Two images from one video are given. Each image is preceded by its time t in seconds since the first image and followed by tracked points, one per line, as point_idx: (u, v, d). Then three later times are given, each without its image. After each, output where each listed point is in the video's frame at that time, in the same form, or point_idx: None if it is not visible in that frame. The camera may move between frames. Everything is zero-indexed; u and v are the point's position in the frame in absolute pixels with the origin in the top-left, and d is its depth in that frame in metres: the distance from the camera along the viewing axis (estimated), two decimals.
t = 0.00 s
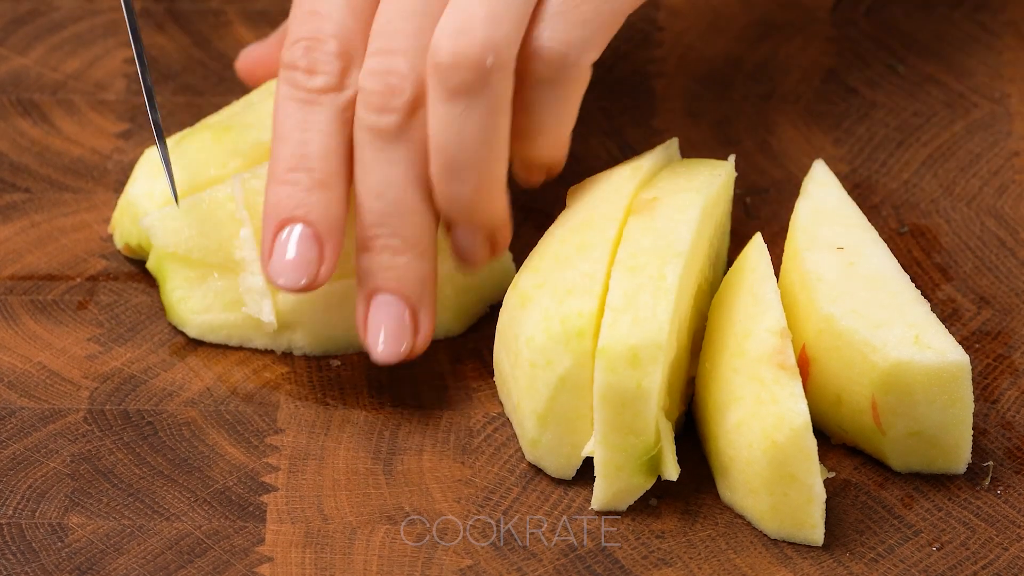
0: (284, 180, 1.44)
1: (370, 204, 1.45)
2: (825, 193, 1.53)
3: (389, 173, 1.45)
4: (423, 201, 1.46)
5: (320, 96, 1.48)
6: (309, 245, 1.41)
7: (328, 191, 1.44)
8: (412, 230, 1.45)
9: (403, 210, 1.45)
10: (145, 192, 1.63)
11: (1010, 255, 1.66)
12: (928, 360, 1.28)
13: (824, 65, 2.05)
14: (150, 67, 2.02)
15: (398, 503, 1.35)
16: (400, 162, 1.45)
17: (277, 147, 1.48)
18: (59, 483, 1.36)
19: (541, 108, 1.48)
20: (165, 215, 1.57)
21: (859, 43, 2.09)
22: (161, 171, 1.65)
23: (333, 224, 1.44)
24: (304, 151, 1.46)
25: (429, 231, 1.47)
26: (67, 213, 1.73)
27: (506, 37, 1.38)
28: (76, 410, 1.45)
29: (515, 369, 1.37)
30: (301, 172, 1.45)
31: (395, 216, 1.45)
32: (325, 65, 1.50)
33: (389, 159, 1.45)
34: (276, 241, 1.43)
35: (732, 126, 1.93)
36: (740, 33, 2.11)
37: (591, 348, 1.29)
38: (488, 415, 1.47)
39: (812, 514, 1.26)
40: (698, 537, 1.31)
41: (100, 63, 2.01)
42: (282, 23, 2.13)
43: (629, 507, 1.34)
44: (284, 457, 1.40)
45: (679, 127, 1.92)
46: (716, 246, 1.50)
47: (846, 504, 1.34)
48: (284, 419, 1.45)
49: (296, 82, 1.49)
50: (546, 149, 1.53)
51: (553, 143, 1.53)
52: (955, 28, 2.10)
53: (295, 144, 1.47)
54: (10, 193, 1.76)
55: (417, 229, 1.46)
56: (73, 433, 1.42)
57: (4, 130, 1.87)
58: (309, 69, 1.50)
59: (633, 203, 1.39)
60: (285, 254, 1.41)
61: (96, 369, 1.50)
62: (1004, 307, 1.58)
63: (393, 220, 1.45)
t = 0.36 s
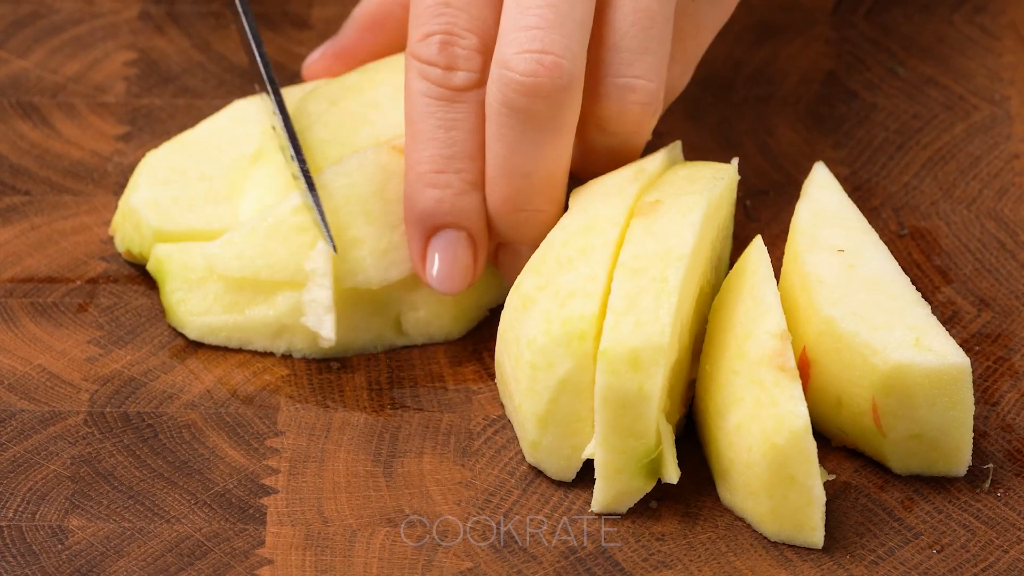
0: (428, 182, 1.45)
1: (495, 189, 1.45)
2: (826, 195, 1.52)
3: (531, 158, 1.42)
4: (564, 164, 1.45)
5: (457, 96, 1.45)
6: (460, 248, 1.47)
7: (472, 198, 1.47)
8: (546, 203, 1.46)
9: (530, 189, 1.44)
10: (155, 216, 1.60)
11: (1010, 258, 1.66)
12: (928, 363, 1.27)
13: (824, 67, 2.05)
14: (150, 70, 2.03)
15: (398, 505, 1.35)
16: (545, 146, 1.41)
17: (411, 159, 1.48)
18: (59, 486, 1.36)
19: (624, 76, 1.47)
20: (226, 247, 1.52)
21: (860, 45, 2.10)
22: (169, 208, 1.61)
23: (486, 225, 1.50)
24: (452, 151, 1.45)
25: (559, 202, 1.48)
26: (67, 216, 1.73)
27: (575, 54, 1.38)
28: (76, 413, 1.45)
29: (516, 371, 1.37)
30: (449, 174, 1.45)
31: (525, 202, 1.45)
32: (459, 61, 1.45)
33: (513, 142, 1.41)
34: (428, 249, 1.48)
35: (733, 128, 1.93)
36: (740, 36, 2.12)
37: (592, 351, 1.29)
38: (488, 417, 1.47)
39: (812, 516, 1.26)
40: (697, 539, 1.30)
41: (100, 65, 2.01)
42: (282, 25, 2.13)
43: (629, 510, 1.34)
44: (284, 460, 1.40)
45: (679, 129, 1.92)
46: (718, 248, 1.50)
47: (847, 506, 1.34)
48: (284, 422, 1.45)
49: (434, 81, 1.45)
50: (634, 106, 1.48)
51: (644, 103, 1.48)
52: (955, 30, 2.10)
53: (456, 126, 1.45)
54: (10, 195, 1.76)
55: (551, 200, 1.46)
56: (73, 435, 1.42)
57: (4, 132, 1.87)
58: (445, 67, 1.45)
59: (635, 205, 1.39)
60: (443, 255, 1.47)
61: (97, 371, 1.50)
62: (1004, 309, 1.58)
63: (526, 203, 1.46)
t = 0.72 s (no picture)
0: (419, 184, 1.45)
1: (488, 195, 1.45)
2: (830, 199, 1.52)
3: (524, 164, 1.40)
4: (560, 171, 1.44)
5: (455, 100, 1.45)
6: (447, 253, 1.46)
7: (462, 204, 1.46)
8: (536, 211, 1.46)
9: (521, 195, 1.43)
10: (144, 221, 1.59)
11: (1011, 260, 1.66)
12: (929, 366, 1.27)
13: (824, 70, 2.05)
14: (150, 73, 2.03)
15: (398, 508, 1.35)
16: (538, 153, 1.40)
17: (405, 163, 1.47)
18: (59, 489, 1.36)
19: (619, 84, 1.45)
20: (215, 281, 1.51)
21: (860, 48, 2.10)
22: (159, 213, 1.60)
23: (474, 231, 1.50)
24: (446, 154, 1.45)
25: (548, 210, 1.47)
26: (68, 218, 1.73)
27: (578, 67, 1.37)
28: (76, 415, 1.45)
29: (519, 373, 1.38)
30: (441, 176, 1.45)
31: (513, 208, 1.45)
32: (460, 68, 1.44)
33: (507, 148, 1.39)
34: (416, 253, 1.48)
35: (733, 131, 1.94)
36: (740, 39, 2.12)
37: (593, 354, 1.29)
38: (488, 419, 1.47)
39: (812, 521, 1.26)
40: (698, 542, 1.30)
41: (100, 68, 2.02)
42: (282, 27, 2.13)
43: (629, 513, 1.34)
44: (284, 463, 1.40)
45: (679, 131, 1.92)
46: (722, 252, 1.50)
47: (847, 509, 1.34)
48: (284, 424, 1.45)
49: (434, 85, 1.44)
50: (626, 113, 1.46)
51: (635, 110, 1.47)
52: (955, 33, 2.10)
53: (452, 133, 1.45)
54: (10, 198, 1.76)
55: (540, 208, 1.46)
56: (73, 438, 1.42)
57: (4, 135, 1.87)
58: (446, 73, 1.44)
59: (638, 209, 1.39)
60: (428, 258, 1.46)
61: (97, 374, 1.50)
62: (1004, 312, 1.58)
63: (517, 209, 1.45)
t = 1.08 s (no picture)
0: (485, 107, 1.43)
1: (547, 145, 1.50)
2: (830, 200, 1.52)
3: (587, 119, 1.50)
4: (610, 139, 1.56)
5: (533, 29, 1.47)
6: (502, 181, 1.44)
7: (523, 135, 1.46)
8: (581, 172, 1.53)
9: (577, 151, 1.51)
10: (126, 224, 1.60)
11: (1010, 262, 1.66)
12: (929, 369, 1.27)
13: (823, 73, 2.06)
14: (150, 75, 2.03)
15: (398, 510, 1.35)
16: (604, 111, 1.51)
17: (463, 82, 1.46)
18: (59, 491, 1.36)
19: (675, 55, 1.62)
20: (199, 286, 1.51)
21: (859, 50, 2.10)
22: (141, 217, 1.61)
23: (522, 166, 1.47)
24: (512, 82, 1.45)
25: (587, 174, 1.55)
26: (67, 221, 1.73)
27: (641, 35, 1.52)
28: (76, 417, 1.45)
29: (518, 375, 1.38)
30: (507, 104, 1.44)
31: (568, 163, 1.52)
32: None
33: (573, 102, 1.49)
34: (471, 173, 1.44)
35: (732, 133, 1.94)
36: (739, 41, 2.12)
37: (593, 356, 1.29)
38: (488, 422, 1.47)
39: (812, 523, 1.26)
40: (698, 544, 1.30)
41: (100, 70, 2.02)
42: (282, 29, 2.13)
43: (628, 515, 1.34)
44: (284, 465, 1.40)
45: (679, 133, 1.93)
46: (722, 254, 1.50)
47: (846, 511, 1.34)
48: (284, 427, 1.45)
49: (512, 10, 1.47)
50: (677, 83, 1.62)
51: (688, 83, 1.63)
52: (954, 35, 2.10)
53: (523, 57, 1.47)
54: (10, 200, 1.76)
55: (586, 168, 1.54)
56: (73, 440, 1.42)
57: (3, 137, 1.87)
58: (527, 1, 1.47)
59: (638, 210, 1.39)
60: (488, 180, 1.43)
61: (96, 376, 1.50)
62: (1004, 314, 1.58)
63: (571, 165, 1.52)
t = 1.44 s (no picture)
0: (472, 109, 1.58)
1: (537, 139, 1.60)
2: (829, 203, 1.52)
3: (579, 114, 1.59)
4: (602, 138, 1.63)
5: (526, 37, 1.61)
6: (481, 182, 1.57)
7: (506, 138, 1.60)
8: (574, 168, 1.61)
9: (572, 146, 1.59)
10: (126, 226, 1.59)
11: (1011, 265, 1.66)
12: (929, 371, 1.27)
13: (824, 75, 2.06)
14: (150, 78, 2.03)
15: (398, 513, 1.35)
16: (597, 107, 1.60)
17: (456, 84, 1.61)
18: (59, 494, 1.36)
19: (661, 57, 1.70)
20: (198, 289, 1.50)
21: (860, 52, 2.10)
22: (141, 219, 1.60)
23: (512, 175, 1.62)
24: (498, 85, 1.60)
25: (583, 173, 1.63)
26: (67, 223, 1.73)
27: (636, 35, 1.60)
28: (76, 420, 1.45)
29: (518, 378, 1.38)
30: (494, 106, 1.59)
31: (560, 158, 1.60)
32: (538, 6, 1.61)
33: (564, 98, 1.59)
34: (461, 172, 1.58)
35: (733, 136, 1.94)
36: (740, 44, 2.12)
37: (593, 358, 1.29)
38: (488, 424, 1.47)
39: (812, 526, 1.26)
40: (698, 547, 1.30)
41: (100, 73, 2.02)
42: (283, 32, 2.14)
43: (629, 517, 1.34)
44: (284, 468, 1.40)
45: (679, 136, 1.93)
46: (722, 257, 1.50)
47: (847, 514, 1.33)
48: (284, 429, 1.45)
49: (508, 16, 1.60)
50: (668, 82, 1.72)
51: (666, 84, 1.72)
52: (955, 38, 2.10)
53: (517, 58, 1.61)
54: (10, 203, 1.76)
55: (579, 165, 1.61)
56: (73, 443, 1.42)
57: (4, 140, 1.88)
58: (522, 8, 1.60)
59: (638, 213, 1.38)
60: (471, 179, 1.57)
61: (96, 379, 1.51)
62: (1004, 317, 1.58)
63: (560, 160, 1.60)
